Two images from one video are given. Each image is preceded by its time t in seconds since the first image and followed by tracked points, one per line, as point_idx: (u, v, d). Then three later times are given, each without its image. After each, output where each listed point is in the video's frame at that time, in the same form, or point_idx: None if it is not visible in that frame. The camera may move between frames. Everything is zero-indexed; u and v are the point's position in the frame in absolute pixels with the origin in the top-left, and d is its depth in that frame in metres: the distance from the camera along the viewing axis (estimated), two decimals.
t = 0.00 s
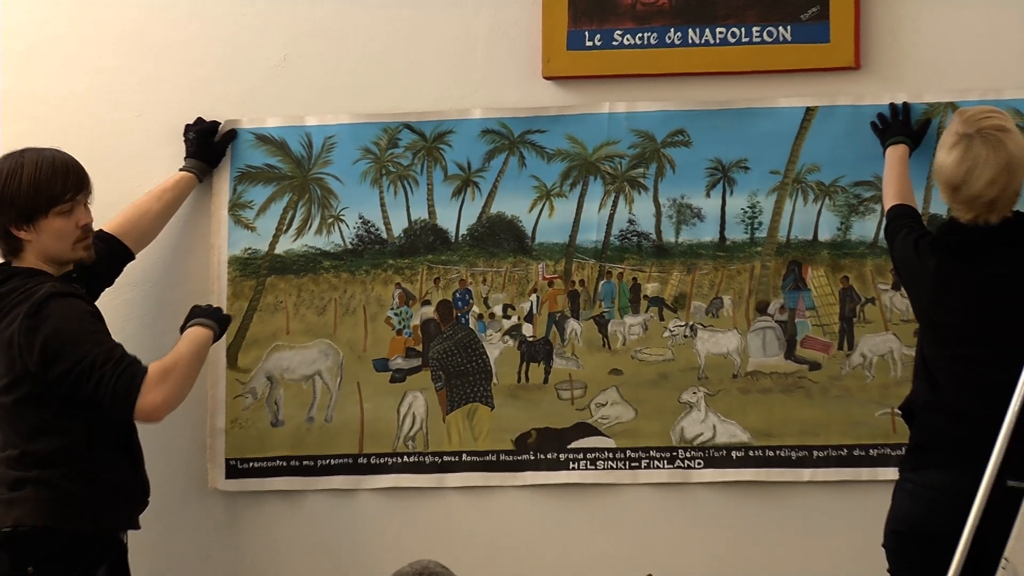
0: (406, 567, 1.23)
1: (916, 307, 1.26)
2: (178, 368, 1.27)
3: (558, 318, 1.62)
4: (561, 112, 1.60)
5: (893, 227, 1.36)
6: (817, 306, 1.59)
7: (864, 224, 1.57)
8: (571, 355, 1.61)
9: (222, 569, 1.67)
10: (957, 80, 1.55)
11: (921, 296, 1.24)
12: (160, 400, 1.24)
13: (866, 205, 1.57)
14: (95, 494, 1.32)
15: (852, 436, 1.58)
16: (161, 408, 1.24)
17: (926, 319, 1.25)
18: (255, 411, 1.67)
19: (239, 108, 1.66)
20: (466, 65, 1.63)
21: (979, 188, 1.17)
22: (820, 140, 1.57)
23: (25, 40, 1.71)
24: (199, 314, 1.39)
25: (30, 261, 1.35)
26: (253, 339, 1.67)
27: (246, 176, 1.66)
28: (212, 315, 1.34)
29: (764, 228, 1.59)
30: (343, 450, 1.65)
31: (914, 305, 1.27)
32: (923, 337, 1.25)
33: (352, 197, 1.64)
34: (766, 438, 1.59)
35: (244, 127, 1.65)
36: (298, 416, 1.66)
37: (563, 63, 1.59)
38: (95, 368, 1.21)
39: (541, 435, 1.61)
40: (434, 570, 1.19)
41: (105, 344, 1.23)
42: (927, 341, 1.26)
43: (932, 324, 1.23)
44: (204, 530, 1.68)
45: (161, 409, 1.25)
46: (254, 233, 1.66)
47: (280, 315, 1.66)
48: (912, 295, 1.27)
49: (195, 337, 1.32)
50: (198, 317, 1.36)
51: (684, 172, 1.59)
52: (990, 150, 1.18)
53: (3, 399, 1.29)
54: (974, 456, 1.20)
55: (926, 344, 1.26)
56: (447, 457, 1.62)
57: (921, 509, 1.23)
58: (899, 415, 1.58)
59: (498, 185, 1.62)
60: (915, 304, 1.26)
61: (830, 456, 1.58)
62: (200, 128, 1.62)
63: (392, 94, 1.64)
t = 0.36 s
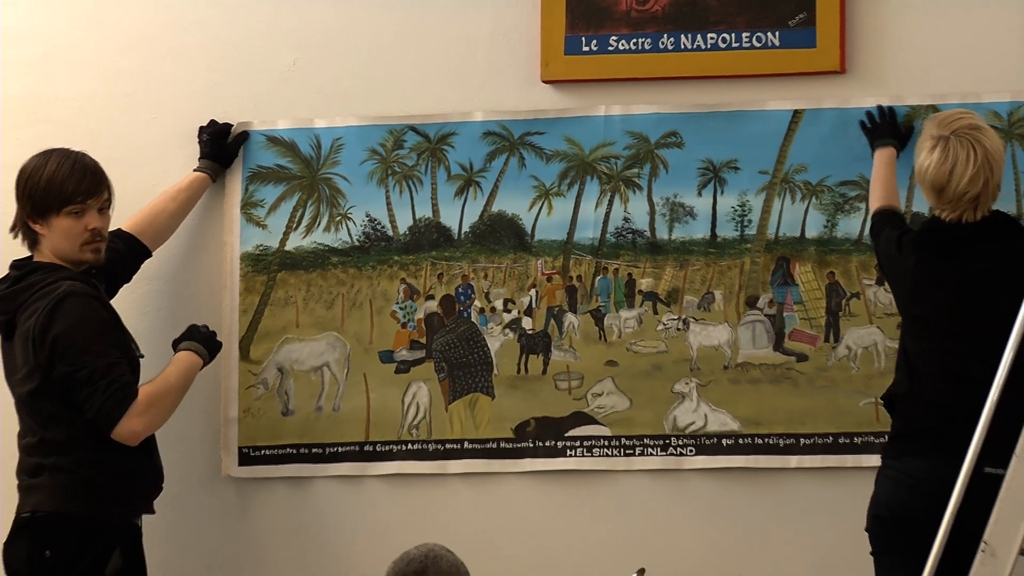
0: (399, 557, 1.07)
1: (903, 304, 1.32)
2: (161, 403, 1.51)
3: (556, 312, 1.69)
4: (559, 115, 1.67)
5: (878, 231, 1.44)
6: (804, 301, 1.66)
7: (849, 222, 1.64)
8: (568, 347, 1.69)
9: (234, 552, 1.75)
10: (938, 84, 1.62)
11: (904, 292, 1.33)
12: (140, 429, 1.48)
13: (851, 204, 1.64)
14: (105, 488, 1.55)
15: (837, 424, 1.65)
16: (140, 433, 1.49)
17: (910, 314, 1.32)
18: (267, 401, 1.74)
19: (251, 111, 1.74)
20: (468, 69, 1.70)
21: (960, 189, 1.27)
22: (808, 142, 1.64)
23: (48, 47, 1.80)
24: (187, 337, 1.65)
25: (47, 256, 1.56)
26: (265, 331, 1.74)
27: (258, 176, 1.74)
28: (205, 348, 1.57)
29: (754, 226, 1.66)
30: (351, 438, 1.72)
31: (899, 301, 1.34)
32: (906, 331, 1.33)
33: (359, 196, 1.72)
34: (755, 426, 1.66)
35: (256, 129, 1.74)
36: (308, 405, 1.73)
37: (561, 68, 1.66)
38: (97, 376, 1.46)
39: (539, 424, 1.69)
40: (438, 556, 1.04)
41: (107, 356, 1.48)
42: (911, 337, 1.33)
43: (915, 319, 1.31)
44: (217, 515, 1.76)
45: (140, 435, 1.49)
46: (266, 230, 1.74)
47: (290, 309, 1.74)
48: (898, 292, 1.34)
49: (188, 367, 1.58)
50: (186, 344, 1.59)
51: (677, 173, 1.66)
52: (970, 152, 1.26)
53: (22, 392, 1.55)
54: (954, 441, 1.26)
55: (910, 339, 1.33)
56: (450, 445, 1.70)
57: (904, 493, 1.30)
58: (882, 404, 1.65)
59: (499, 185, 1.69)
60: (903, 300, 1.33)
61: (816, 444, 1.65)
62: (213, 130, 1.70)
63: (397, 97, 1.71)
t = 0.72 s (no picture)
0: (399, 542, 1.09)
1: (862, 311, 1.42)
2: (171, 396, 1.58)
3: (554, 304, 1.76)
4: (556, 115, 1.75)
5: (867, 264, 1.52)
6: (792, 293, 1.73)
7: (835, 218, 1.71)
8: (566, 337, 1.76)
9: (245, 535, 1.82)
10: (920, 85, 1.69)
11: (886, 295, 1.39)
12: (148, 419, 1.56)
13: (837, 200, 1.71)
14: (122, 475, 1.64)
15: (823, 411, 1.72)
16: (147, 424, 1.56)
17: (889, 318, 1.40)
18: (277, 389, 1.82)
19: (262, 112, 1.82)
20: (470, 72, 1.77)
21: (950, 187, 1.30)
22: (795, 141, 1.71)
23: (67, 51, 1.87)
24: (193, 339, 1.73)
25: (66, 250, 1.64)
26: (275, 323, 1.81)
27: (268, 174, 1.82)
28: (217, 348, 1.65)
29: (743, 222, 1.73)
30: (357, 425, 1.79)
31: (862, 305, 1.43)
32: (887, 332, 1.40)
33: (366, 193, 1.80)
34: (745, 413, 1.73)
35: (266, 128, 1.81)
36: (316, 393, 1.81)
37: (559, 70, 1.73)
38: (112, 366, 1.53)
39: (538, 411, 1.76)
40: (437, 542, 1.06)
41: (122, 347, 1.55)
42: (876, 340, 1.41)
43: (898, 319, 1.38)
44: (229, 499, 1.83)
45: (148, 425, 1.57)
46: (276, 226, 1.81)
47: (299, 301, 1.81)
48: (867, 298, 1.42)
49: (200, 364, 1.66)
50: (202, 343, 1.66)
51: (670, 171, 1.73)
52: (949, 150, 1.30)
53: (42, 379, 1.62)
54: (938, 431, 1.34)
55: (886, 341, 1.40)
56: (453, 432, 1.77)
57: (889, 479, 1.37)
58: (867, 392, 1.72)
59: (500, 183, 1.77)
60: (879, 305, 1.40)
61: (803, 431, 1.72)
62: (225, 130, 1.78)
63: (401, 97, 1.79)
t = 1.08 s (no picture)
0: (408, 524, 1.12)
1: (859, 309, 1.46)
2: (187, 386, 1.66)
3: (552, 296, 1.84)
4: (554, 116, 1.82)
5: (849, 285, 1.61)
6: (779, 286, 1.80)
7: (820, 214, 1.78)
8: (564, 328, 1.84)
9: (256, 518, 1.91)
10: (901, 86, 1.76)
11: (877, 292, 1.45)
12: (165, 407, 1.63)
13: (822, 197, 1.78)
14: (139, 460, 1.72)
15: (809, 398, 1.79)
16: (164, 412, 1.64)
17: (879, 314, 1.46)
18: (287, 378, 1.90)
19: (272, 113, 1.90)
20: (471, 74, 1.85)
21: (946, 182, 1.38)
22: (782, 140, 1.78)
23: (85, 54, 1.96)
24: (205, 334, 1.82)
25: (86, 245, 1.72)
26: (285, 315, 1.90)
27: (278, 172, 1.90)
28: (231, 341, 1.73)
29: (733, 218, 1.80)
30: (363, 412, 1.88)
31: (853, 302, 1.48)
32: (877, 327, 1.46)
33: (372, 191, 1.88)
34: (734, 401, 1.81)
35: (276, 128, 1.89)
36: (324, 382, 1.89)
37: (557, 72, 1.81)
38: (130, 356, 1.61)
39: (537, 399, 1.84)
40: (449, 530, 1.10)
41: (140, 338, 1.63)
42: (865, 335, 1.47)
43: (891, 317, 1.44)
44: (239, 484, 1.92)
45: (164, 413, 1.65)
46: (285, 222, 1.90)
47: (308, 293, 1.89)
48: (858, 295, 1.47)
49: (215, 357, 1.74)
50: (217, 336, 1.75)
51: (662, 169, 1.81)
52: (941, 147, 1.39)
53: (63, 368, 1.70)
54: (921, 418, 1.44)
55: (876, 335, 1.46)
56: (455, 419, 1.85)
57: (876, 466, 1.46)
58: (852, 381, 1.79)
59: (500, 181, 1.84)
60: (872, 302, 1.45)
61: (791, 418, 1.79)
62: (237, 130, 1.86)
63: (406, 99, 1.87)
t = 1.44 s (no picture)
0: (405, 508, 1.24)
1: (852, 297, 1.55)
2: (201, 373, 1.74)
3: (551, 287, 1.92)
4: (552, 113, 1.90)
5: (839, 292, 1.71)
6: (769, 278, 1.87)
7: (808, 208, 1.86)
8: (562, 318, 1.92)
9: (265, 500, 1.99)
10: (885, 85, 1.84)
11: (868, 282, 1.54)
12: (179, 393, 1.72)
13: (810, 191, 1.85)
14: (155, 443, 1.80)
15: (798, 384, 1.86)
16: (178, 398, 1.72)
17: (870, 303, 1.55)
18: (296, 365, 1.98)
19: (282, 111, 1.98)
20: (472, 73, 1.92)
21: (938, 172, 1.47)
22: (771, 137, 1.86)
23: (101, 55, 2.04)
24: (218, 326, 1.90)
25: (105, 237, 1.80)
26: (294, 305, 1.98)
27: (288, 167, 1.98)
28: (244, 331, 1.81)
29: (724, 211, 1.88)
30: (369, 398, 1.95)
31: (847, 290, 1.56)
32: (868, 316, 1.55)
33: (378, 186, 1.96)
34: (725, 387, 1.88)
35: (286, 126, 1.97)
36: (332, 369, 1.97)
37: (555, 72, 1.88)
38: (147, 343, 1.69)
39: (536, 385, 1.91)
40: (440, 509, 1.22)
41: (157, 327, 1.71)
42: (856, 322, 1.56)
43: (882, 305, 1.53)
44: (250, 467, 2.00)
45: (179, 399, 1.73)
46: (295, 215, 1.98)
47: (316, 284, 1.97)
48: (850, 285, 1.56)
49: (228, 347, 1.81)
50: (231, 327, 1.83)
51: (656, 164, 1.88)
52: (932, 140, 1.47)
53: (82, 356, 1.78)
54: (907, 404, 1.52)
55: (867, 324, 1.55)
56: (457, 404, 1.93)
57: (865, 448, 1.54)
58: (839, 368, 1.86)
59: (500, 176, 1.92)
60: (864, 291, 1.54)
61: (780, 403, 1.86)
62: (249, 127, 1.94)
63: (410, 97, 1.94)
